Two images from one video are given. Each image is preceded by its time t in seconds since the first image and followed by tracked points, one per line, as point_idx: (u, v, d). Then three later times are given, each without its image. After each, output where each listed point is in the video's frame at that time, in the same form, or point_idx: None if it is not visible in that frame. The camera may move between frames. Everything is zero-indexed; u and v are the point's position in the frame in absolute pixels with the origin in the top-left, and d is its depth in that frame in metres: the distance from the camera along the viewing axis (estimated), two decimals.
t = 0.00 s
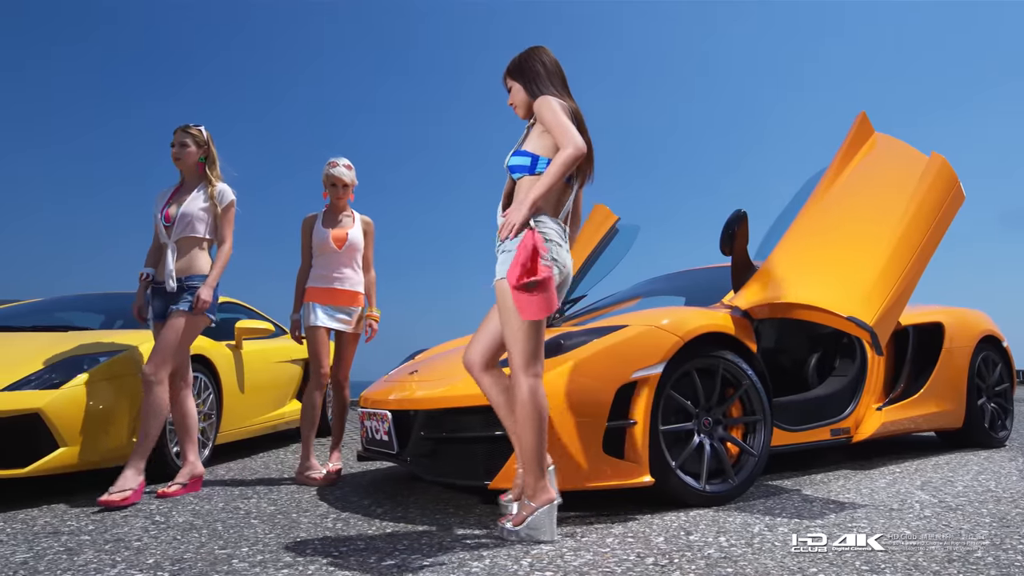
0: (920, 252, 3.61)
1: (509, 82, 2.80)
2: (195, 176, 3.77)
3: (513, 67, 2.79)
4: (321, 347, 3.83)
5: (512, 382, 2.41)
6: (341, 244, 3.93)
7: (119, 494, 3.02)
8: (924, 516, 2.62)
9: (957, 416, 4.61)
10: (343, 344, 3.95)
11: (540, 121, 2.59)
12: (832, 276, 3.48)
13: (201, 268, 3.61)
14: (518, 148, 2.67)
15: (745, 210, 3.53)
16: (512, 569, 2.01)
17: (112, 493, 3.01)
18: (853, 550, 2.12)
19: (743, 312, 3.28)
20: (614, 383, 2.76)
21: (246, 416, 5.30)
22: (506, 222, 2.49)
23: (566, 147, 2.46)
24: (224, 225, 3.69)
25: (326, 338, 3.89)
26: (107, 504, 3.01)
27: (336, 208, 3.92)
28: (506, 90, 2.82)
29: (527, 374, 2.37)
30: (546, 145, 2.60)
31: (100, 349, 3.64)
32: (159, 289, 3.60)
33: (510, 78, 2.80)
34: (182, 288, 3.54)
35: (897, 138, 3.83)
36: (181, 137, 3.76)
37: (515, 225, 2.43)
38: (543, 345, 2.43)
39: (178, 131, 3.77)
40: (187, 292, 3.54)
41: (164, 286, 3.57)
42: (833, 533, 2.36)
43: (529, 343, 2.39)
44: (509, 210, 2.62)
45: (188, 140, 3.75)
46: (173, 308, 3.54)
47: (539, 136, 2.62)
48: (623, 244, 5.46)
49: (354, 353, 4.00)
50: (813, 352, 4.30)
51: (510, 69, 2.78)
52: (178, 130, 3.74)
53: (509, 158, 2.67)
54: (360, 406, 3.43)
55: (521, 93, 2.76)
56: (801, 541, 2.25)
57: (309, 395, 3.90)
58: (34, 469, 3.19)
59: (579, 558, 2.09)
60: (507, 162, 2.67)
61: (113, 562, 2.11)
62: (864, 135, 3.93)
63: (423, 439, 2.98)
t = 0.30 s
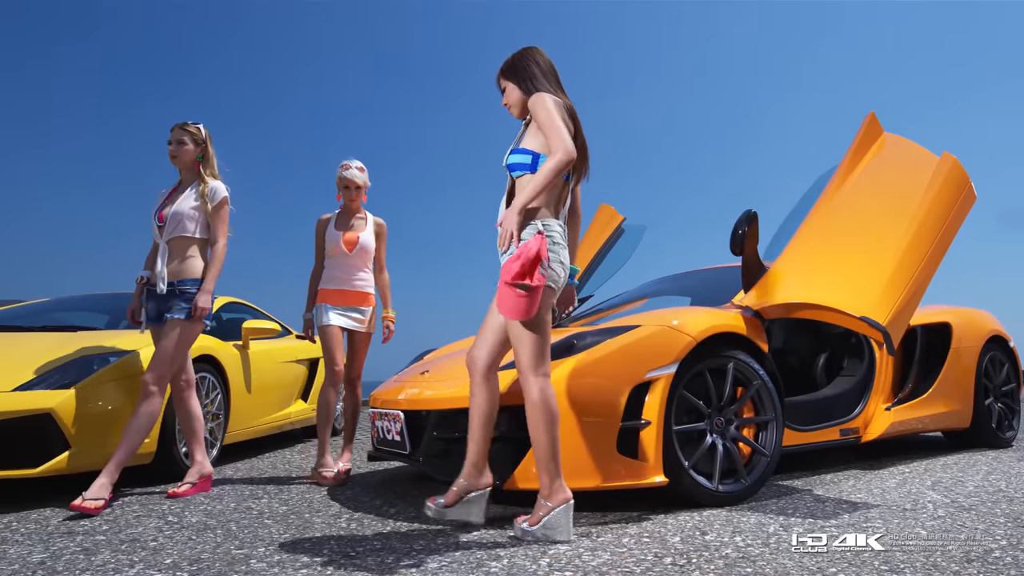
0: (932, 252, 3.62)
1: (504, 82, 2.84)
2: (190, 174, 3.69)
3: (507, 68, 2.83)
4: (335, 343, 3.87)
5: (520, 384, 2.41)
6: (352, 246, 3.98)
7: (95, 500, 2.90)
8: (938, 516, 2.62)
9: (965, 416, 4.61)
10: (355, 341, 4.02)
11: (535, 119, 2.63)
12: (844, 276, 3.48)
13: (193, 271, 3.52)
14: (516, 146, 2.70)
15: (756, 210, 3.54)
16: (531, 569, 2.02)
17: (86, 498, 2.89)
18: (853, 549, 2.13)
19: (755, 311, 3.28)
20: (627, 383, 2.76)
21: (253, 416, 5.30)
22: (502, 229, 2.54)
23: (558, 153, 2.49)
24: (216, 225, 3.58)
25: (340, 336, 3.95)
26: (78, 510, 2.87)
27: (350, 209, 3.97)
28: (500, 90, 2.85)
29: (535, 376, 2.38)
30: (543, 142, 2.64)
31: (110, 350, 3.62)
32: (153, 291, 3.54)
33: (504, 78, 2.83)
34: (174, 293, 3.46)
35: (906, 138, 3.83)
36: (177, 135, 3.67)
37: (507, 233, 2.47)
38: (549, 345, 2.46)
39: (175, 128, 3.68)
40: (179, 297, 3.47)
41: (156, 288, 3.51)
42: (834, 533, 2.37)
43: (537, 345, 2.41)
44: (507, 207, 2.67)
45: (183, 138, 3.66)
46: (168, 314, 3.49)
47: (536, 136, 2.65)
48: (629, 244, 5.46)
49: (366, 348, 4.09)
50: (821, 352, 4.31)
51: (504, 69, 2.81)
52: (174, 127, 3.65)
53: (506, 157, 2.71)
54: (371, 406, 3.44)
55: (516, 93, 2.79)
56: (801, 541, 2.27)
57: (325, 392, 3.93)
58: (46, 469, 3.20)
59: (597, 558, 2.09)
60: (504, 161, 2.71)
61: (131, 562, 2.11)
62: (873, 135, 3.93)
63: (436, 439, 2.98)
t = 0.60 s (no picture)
0: (945, 252, 3.63)
1: (499, 86, 2.85)
2: (186, 168, 3.63)
3: (502, 72, 2.83)
4: (347, 342, 3.90)
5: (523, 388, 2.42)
6: (364, 248, 4.06)
7: (103, 503, 2.90)
8: (953, 516, 2.62)
9: (972, 416, 4.61)
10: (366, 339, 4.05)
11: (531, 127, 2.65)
12: (855, 275, 3.48)
13: (184, 267, 3.43)
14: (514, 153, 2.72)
15: (766, 210, 3.54)
16: (550, 569, 2.02)
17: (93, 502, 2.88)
18: (852, 549, 2.14)
19: (766, 311, 3.29)
20: (641, 384, 2.77)
21: (260, 416, 5.30)
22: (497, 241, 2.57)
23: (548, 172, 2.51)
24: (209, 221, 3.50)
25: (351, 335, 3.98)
26: (85, 516, 2.86)
27: (362, 208, 4.03)
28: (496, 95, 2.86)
29: (538, 379, 2.39)
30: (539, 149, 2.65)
31: (121, 350, 3.61)
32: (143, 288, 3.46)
33: (500, 83, 2.84)
34: (162, 288, 3.37)
35: (915, 138, 3.82)
36: (176, 128, 3.63)
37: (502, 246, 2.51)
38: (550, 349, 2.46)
39: (174, 122, 3.64)
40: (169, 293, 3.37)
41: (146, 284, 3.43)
42: (832, 533, 2.37)
43: (536, 347, 2.41)
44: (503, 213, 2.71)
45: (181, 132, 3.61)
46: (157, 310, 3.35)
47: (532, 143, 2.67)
48: (636, 244, 5.46)
49: (376, 350, 4.10)
50: (829, 352, 4.31)
51: (500, 74, 2.82)
52: (173, 120, 3.61)
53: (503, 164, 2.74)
54: (381, 406, 3.44)
55: (512, 99, 2.81)
56: (801, 541, 2.28)
57: (341, 394, 3.90)
58: (58, 469, 3.19)
59: (615, 558, 2.09)
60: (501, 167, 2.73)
61: (150, 562, 2.11)
62: (882, 136, 3.92)
63: (449, 439, 2.98)
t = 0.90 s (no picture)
0: (957, 252, 3.62)
1: (494, 89, 2.86)
2: (182, 162, 3.56)
3: (497, 75, 2.85)
4: (359, 343, 3.95)
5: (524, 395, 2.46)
6: (375, 249, 4.12)
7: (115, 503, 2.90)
8: (968, 516, 2.62)
9: (980, 416, 4.61)
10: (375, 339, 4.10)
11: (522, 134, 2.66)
12: (865, 275, 3.49)
13: (176, 262, 3.35)
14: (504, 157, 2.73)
15: (776, 210, 3.53)
16: (570, 569, 2.02)
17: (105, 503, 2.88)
18: (853, 548, 2.16)
19: (776, 311, 3.29)
20: (655, 384, 2.78)
21: (267, 416, 5.30)
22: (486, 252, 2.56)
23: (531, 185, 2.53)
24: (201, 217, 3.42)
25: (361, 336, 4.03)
26: (99, 517, 2.87)
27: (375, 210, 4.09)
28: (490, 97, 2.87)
29: (539, 384, 2.43)
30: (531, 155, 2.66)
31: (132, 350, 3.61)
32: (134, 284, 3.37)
33: (495, 85, 2.85)
34: (156, 282, 3.29)
35: (925, 138, 3.82)
36: (172, 123, 3.56)
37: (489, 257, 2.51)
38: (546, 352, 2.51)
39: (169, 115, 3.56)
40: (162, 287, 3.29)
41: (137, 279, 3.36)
42: (834, 533, 2.39)
43: (532, 353, 2.44)
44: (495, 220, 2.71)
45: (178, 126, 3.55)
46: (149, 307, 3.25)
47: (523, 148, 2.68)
48: (642, 244, 5.47)
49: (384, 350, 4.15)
50: (837, 352, 4.31)
51: (496, 77, 2.83)
52: (168, 114, 3.53)
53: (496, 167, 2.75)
54: (392, 406, 3.44)
55: (505, 103, 2.82)
56: (801, 541, 2.29)
57: (360, 396, 3.93)
58: (69, 470, 3.19)
59: (634, 558, 2.09)
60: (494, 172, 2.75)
61: (168, 562, 2.11)
62: (891, 136, 3.92)
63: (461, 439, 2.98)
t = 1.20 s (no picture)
0: (970, 252, 3.63)
1: (489, 91, 2.87)
2: (180, 160, 3.53)
3: (492, 77, 2.86)
4: (372, 345, 3.99)
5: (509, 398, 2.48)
6: (386, 249, 4.19)
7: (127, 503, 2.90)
8: (983, 516, 2.62)
9: (988, 416, 4.61)
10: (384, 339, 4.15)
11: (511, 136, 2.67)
12: (876, 275, 3.49)
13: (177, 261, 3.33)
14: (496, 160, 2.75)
15: (787, 210, 3.53)
16: (590, 569, 2.02)
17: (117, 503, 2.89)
18: (851, 549, 2.17)
19: (788, 311, 3.30)
20: (670, 384, 2.78)
21: (274, 416, 5.30)
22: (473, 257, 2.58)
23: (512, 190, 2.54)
24: (200, 216, 3.38)
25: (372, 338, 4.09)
26: (113, 517, 2.88)
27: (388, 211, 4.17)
28: (485, 98, 2.89)
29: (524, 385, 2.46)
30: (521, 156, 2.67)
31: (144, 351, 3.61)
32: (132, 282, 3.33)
33: (489, 86, 2.87)
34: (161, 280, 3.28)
35: (935, 138, 3.83)
36: (170, 119, 3.51)
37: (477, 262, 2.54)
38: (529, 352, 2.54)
39: (166, 111, 3.52)
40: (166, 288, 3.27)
41: (134, 279, 3.32)
42: (834, 533, 2.39)
43: (513, 357, 2.48)
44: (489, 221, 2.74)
45: (176, 123, 3.51)
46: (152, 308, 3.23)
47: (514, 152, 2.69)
48: (649, 244, 5.47)
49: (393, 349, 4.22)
50: (845, 352, 4.30)
51: (492, 80, 2.84)
52: (166, 111, 3.50)
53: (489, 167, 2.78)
54: (403, 406, 3.44)
55: (499, 104, 2.83)
56: (802, 541, 2.30)
57: (376, 398, 4.01)
58: (81, 470, 3.19)
59: (652, 558, 2.09)
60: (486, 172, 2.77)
61: (187, 562, 2.11)
62: (900, 137, 3.92)
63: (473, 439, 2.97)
